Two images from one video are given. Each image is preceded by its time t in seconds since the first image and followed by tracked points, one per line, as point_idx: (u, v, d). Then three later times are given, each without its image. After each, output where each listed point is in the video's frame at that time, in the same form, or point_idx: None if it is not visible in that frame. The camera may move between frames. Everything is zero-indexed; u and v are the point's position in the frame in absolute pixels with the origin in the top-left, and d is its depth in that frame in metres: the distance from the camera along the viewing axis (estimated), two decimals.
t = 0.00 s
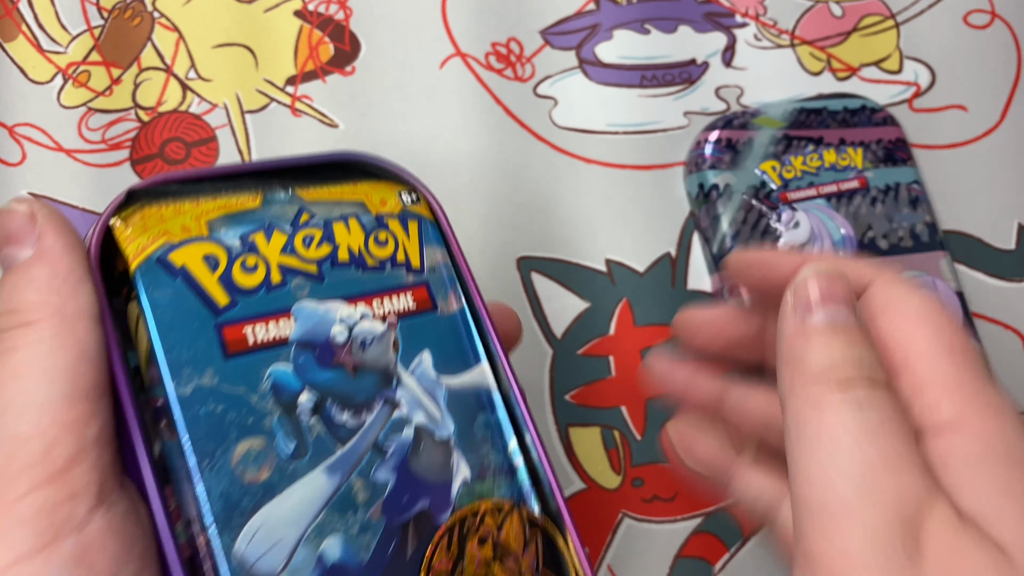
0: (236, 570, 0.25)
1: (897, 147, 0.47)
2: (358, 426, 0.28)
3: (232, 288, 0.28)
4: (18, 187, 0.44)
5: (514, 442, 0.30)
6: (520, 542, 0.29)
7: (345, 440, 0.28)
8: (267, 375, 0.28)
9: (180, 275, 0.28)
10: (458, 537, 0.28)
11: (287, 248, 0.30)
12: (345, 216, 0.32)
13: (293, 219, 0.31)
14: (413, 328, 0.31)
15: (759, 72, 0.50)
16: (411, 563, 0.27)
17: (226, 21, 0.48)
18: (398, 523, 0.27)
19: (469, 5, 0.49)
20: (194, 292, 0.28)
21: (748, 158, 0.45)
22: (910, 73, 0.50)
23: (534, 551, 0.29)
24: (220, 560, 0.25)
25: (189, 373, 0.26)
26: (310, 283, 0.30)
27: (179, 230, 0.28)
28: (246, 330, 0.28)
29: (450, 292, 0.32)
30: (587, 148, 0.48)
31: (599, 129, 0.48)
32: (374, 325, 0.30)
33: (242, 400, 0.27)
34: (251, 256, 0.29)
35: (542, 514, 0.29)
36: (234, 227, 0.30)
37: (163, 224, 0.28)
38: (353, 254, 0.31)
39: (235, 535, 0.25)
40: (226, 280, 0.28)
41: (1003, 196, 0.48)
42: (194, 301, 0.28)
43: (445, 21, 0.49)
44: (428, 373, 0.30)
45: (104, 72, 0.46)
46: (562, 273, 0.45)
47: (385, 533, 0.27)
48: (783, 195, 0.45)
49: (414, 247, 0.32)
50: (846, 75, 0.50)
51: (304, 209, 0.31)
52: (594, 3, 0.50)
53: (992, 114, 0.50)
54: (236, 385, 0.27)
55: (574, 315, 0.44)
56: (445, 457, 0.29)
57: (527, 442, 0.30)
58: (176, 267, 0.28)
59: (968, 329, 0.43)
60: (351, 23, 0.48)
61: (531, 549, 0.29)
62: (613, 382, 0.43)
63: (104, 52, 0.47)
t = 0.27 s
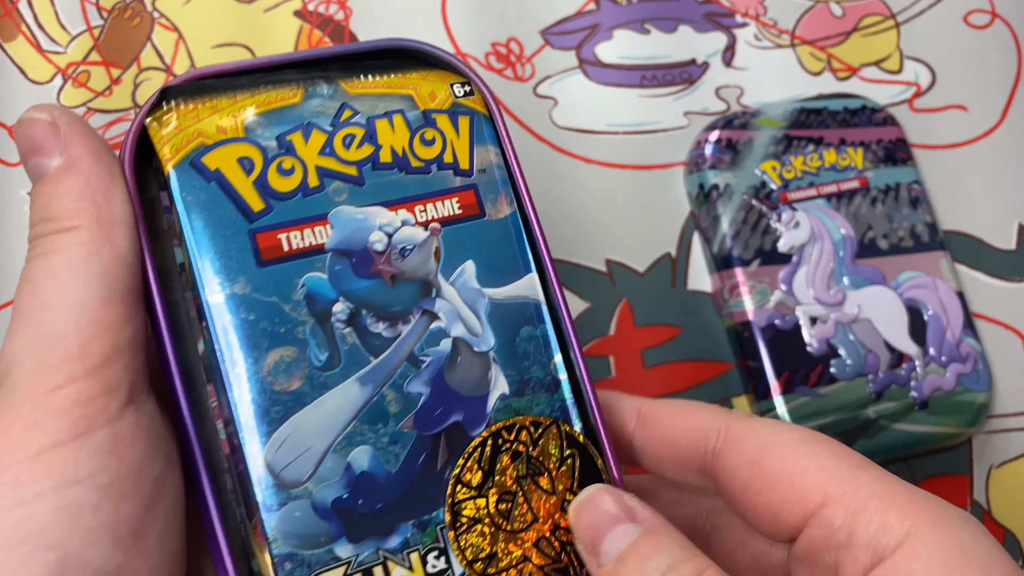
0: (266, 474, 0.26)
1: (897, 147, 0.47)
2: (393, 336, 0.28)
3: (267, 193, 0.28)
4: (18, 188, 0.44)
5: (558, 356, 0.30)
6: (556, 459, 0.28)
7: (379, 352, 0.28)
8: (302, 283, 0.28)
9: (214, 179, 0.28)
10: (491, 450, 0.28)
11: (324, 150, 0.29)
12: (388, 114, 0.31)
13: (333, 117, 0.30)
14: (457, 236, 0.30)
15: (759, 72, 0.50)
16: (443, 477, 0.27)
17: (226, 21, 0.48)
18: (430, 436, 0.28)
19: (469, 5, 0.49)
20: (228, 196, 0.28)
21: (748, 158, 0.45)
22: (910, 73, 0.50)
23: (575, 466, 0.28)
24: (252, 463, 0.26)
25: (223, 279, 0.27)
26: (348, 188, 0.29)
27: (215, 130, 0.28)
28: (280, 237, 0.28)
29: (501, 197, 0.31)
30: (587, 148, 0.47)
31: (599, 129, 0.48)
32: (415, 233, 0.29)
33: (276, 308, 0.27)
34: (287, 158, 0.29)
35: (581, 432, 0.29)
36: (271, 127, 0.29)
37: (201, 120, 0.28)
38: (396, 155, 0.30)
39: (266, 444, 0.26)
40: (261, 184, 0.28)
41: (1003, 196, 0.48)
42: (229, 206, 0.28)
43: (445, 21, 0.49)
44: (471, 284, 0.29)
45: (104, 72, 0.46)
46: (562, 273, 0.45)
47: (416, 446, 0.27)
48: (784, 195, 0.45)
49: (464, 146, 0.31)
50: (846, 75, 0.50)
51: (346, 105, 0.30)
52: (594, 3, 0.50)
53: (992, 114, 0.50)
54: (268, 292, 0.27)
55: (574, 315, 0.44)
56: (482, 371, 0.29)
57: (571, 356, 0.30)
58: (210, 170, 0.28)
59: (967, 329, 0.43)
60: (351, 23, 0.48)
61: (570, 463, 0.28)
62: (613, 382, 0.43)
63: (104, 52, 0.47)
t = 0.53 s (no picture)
0: (285, 467, 0.27)
1: (897, 147, 0.47)
2: (400, 332, 0.29)
3: (276, 202, 0.29)
4: (18, 188, 0.44)
5: (566, 345, 0.30)
6: (562, 444, 0.28)
7: (388, 348, 0.29)
8: (310, 286, 0.29)
9: (224, 193, 0.29)
10: (498, 437, 0.28)
11: (329, 157, 0.30)
12: (389, 118, 0.31)
13: (337, 125, 0.30)
14: (459, 233, 0.30)
15: (759, 72, 0.50)
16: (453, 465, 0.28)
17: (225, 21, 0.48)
18: (438, 426, 0.28)
19: (469, 5, 0.49)
20: (238, 207, 0.29)
21: (748, 158, 0.45)
22: (910, 73, 0.50)
23: (582, 450, 0.29)
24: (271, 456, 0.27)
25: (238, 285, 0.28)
26: (352, 193, 0.30)
27: (225, 146, 0.29)
28: (289, 243, 0.29)
29: (502, 192, 0.31)
30: (587, 149, 0.47)
31: (600, 129, 0.48)
32: (417, 232, 0.30)
33: (287, 311, 0.28)
34: (294, 168, 0.30)
35: (587, 417, 0.29)
36: (278, 139, 0.30)
37: (211, 137, 0.29)
38: (398, 158, 0.30)
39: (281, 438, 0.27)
40: (270, 194, 0.29)
41: (1003, 197, 0.48)
42: (239, 217, 0.29)
43: (445, 21, 0.49)
44: (474, 279, 0.30)
45: (104, 72, 0.46)
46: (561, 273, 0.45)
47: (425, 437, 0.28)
48: (784, 195, 0.44)
49: (464, 145, 0.31)
50: (846, 75, 0.50)
51: (349, 112, 0.31)
52: (594, 3, 0.50)
53: (992, 114, 0.50)
54: (279, 296, 0.28)
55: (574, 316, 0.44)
56: (488, 363, 0.29)
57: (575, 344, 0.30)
58: (222, 184, 0.29)
59: (968, 329, 0.43)
60: (351, 23, 0.48)
61: (577, 447, 0.29)
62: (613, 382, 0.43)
63: (103, 52, 0.47)
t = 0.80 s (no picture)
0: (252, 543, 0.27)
1: (897, 147, 0.47)
2: (372, 408, 0.28)
3: (253, 290, 0.29)
4: (18, 188, 0.44)
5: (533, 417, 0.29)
6: (533, 511, 0.27)
7: (360, 424, 0.28)
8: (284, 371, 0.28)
9: (205, 283, 0.29)
10: (466, 504, 0.27)
11: (302, 247, 0.30)
12: (360, 209, 0.31)
13: (309, 218, 0.30)
14: (426, 313, 0.30)
15: (759, 72, 0.50)
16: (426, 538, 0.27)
17: (226, 21, 0.48)
18: (410, 495, 0.28)
19: (469, 6, 0.49)
20: (217, 296, 0.29)
21: (747, 158, 0.45)
22: (910, 73, 0.50)
23: (551, 515, 0.27)
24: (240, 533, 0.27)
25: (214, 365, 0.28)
26: (325, 279, 0.30)
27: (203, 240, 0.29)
28: (266, 328, 0.29)
29: (467, 272, 0.31)
30: (587, 149, 0.48)
31: (599, 129, 0.48)
32: (388, 312, 0.30)
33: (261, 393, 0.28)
34: (270, 259, 0.30)
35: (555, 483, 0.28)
36: (255, 232, 0.30)
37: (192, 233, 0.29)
38: (367, 245, 0.30)
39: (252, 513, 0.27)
40: (247, 283, 0.29)
41: (1003, 197, 0.48)
42: (218, 306, 0.29)
43: (445, 21, 0.49)
44: (442, 353, 0.29)
45: (104, 72, 0.47)
46: (562, 273, 0.45)
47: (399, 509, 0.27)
48: (783, 195, 0.45)
49: (430, 232, 0.31)
50: (846, 75, 0.50)
51: (321, 207, 0.31)
52: (594, 3, 0.50)
53: (992, 114, 0.50)
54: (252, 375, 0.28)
55: (574, 315, 0.44)
56: (458, 432, 0.29)
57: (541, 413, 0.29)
58: (202, 275, 0.29)
59: (967, 328, 0.43)
60: (352, 23, 0.49)
61: (547, 512, 0.27)
62: (613, 382, 0.43)
63: (104, 53, 0.47)
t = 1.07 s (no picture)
0: (229, 560, 0.27)
1: (897, 147, 0.47)
2: (344, 421, 0.29)
3: (222, 299, 0.29)
4: (18, 188, 0.44)
5: (513, 427, 0.30)
6: (511, 528, 0.28)
7: (332, 438, 0.29)
8: (256, 379, 0.29)
9: (173, 292, 0.29)
10: (445, 523, 0.28)
11: (275, 254, 0.30)
12: (335, 214, 0.31)
13: (283, 223, 0.31)
14: (403, 320, 0.30)
15: (759, 72, 0.50)
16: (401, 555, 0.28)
17: (226, 21, 0.48)
18: (384, 513, 0.28)
19: (469, 6, 0.49)
20: (186, 305, 0.29)
21: (747, 158, 0.45)
22: (910, 73, 0.50)
23: (529, 535, 0.28)
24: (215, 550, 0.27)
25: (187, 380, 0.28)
26: (298, 287, 0.30)
27: (173, 249, 0.30)
28: (235, 337, 0.29)
29: (448, 278, 0.31)
30: (587, 149, 0.48)
31: (599, 129, 0.48)
32: (363, 320, 0.30)
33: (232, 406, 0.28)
34: (240, 266, 0.30)
35: (536, 499, 0.29)
36: (226, 239, 0.30)
37: (162, 239, 0.30)
38: (342, 251, 0.31)
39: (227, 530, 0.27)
40: (217, 292, 0.29)
41: (1003, 197, 0.48)
42: (188, 314, 0.29)
43: (445, 21, 0.49)
44: (421, 363, 0.30)
45: (104, 72, 0.47)
46: (561, 273, 0.45)
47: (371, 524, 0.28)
48: (783, 195, 0.45)
49: (408, 236, 0.31)
50: (846, 75, 0.50)
51: (295, 211, 0.31)
52: (594, 3, 0.50)
53: (992, 114, 0.50)
54: (225, 390, 0.28)
55: (574, 315, 0.44)
56: (435, 448, 0.29)
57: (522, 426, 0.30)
58: (170, 285, 0.29)
59: (967, 328, 0.44)
60: (352, 23, 0.49)
61: (527, 529, 0.28)
62: (613, 382, 0.43)
63: (104, 53, 0.47)
